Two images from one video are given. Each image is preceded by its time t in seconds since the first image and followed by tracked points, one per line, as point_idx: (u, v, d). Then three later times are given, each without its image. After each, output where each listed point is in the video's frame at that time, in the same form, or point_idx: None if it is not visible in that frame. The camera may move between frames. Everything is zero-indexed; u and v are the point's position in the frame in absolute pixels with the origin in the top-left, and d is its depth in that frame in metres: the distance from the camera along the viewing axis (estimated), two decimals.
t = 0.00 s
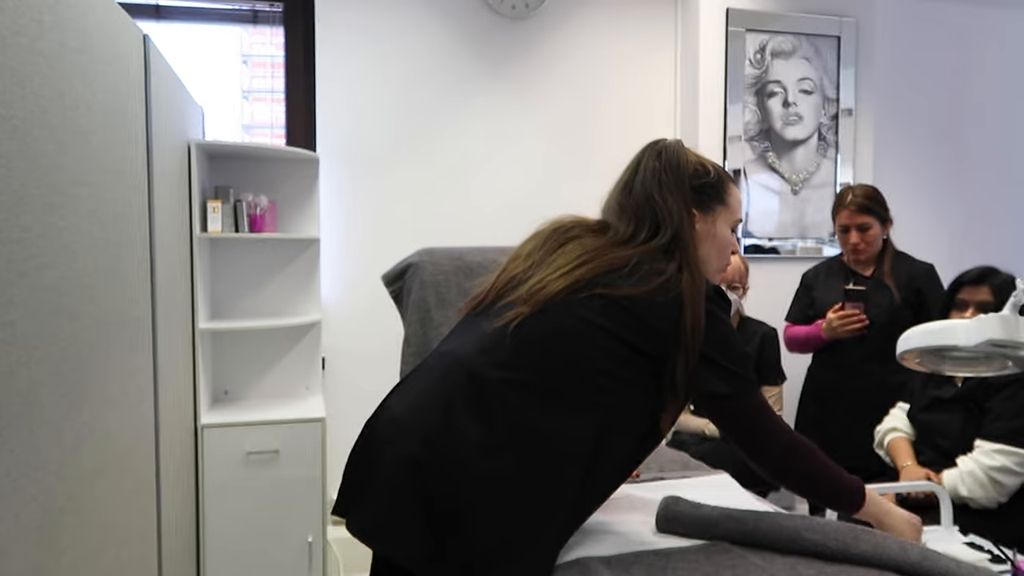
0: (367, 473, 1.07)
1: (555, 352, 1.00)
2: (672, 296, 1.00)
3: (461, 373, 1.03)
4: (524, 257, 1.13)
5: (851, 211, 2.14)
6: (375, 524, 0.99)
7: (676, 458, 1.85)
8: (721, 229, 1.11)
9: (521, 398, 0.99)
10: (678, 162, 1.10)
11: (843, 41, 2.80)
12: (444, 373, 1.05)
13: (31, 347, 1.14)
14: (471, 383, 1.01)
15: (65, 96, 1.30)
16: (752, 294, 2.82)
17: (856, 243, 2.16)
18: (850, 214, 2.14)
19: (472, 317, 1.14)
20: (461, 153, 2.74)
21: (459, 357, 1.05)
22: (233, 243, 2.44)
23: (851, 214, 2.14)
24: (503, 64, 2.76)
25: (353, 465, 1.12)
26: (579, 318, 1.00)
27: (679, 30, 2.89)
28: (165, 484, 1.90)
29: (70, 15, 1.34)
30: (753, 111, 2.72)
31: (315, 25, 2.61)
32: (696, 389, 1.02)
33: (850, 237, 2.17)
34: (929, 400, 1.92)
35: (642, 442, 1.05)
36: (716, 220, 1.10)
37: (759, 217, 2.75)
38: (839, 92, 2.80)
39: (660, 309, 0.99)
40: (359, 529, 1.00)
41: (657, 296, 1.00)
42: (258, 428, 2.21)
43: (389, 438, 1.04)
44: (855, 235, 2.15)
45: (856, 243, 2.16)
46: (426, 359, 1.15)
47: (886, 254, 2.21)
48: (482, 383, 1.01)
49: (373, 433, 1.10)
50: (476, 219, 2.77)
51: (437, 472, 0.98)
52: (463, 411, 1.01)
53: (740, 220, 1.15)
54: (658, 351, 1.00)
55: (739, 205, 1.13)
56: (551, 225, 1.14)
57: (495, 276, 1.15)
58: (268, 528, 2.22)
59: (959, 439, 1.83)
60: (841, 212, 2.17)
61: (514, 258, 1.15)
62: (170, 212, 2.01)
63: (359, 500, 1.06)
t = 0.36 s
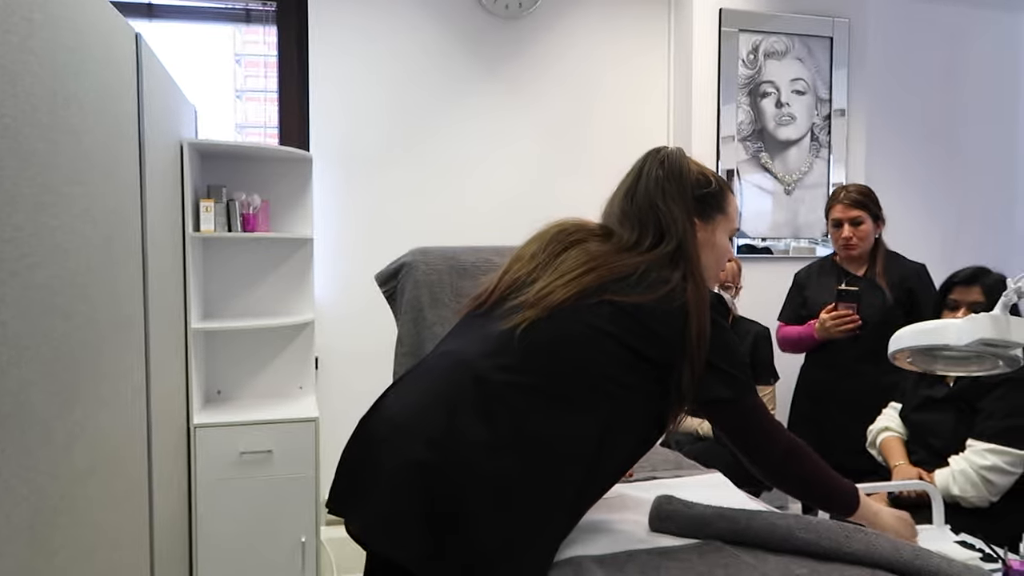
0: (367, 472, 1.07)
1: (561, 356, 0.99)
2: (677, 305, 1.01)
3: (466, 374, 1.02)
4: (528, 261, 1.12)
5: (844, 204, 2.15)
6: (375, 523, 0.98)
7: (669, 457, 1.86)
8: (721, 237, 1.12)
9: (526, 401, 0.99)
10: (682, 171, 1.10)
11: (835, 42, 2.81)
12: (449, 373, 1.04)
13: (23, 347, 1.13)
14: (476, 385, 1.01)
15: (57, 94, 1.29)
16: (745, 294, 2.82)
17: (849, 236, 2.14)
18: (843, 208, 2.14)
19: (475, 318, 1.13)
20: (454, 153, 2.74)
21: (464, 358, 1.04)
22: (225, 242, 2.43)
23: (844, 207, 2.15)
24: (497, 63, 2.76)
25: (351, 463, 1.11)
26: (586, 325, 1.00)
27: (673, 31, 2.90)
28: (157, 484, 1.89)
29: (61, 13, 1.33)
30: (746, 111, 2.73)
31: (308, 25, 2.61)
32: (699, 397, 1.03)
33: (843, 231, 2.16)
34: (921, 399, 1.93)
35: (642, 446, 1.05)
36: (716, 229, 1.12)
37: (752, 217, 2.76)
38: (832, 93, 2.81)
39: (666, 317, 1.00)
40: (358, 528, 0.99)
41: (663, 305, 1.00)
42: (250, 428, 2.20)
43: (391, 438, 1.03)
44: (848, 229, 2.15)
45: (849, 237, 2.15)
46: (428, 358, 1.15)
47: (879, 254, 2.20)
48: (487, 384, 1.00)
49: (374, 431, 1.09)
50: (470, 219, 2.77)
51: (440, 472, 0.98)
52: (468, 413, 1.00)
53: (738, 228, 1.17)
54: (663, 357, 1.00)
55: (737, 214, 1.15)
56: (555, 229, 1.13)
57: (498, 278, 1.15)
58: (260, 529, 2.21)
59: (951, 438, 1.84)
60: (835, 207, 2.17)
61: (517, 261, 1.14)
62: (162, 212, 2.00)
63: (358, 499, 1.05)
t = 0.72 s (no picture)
0: (342, 469, 1.06)
1: (538, 353, 0.99)
2: (653, 304, 1.02)
3: (442, 371, 1.02)
4: (504, 255, 1.12)
5: (819, 200, 2.18)
6: (350, 522, 0.97)
7: (645, 454, 1.87)
8: (698, 235, 1.13)
9: (502, 399, 0.99)
10: (660, 170, 1.11)
11: (811, 43, 2.84)
12: (426, 369, 1.03)
13: None
14: (452, 383, 1.00)
15: (29, 88, 1.28)
16: (722, 292, 2.84)
17: (822, 232, 2.16)
18: (816, 204, 2.17)
19: (452, 314, 1.12)
20: (432, 152, 2.73)
21: (440, 355, 1.04)
22: (203, 240, 2.42)
23: (819, 203, 2.17)
24: (477, 62, 2.76)
25: (326, 460, 1.10)
26: (563, 322, 1.00)
27: (651, 31, 2.91)
28: (131, 483, 1.87)
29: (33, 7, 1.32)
30: (724, 110, 2.75)
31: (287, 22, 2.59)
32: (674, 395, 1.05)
33: (816, 227, 2.18)
34: (893, 395, 1.95)
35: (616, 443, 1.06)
36: (693, 227, 1.13)
37: (729, 216, 2.78)
38: (808, 93, 2.84)
39: (642, 314, 1.00)
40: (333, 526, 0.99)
41: (639, 303, 1.01)
42: (227, 427, 2.19)
43: (366, 435, 1.03)
44: (821, 225, 2.17)
45: (822, 233, 2.17)
46: (404, 354, 1.14)
47: (853, 252, 2.22)
48: (463, 381, 1.00)
49: (349, 427, 1.08)
50: (449, 218, 2.77)
51: (415, 470, 0.98)
52: (444, 410, 1.00)
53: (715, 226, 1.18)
54: (639, 355, 1.01)
55: (714, 213, 1.16)
56: (532, 225, 1.13)
57: (475, 273, 1.14)
58: (237, 528, 2.20)
59: (922, 434, 1.87)
60: (809, 203, 2.20)
61: (493, 256, 1.14)
62: (137, 209, 1.98)
63: (333, 496, 1.05)
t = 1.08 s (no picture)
0: (290, 456, 1.04)
1: (485, 330, 0.99)
2: (600, 277, 1.02)
3: (389, 351, 1.01)
4: (450, 234, 1.09)
5: (776, 184, 2.20)
6: (298, 504, 0.96)
7: (603, 435, 1.89)
8: (646, 208, 1.13)
9: (447, 377, 0.98)
10: (608, 143, 1.10)
11: (770, 28, 2.87)
12: (372, 351, 1.02)
13: None
14: (399, 363, 0.99)
15: None
16: (682, 275, 2.87)
17: (778, 216, 2.20)
18: (772, 187, 2.20)
19: (398, 296, 1.11)
20: (390, 138, 2.71)
21: (386, 336, 1.03)
22: (158, 223, 2.37)
23: (775, 187, 2.20)
24: (439, 43, 2.73)
25: (277, 446, 1.08)
26: (510, 298, 0.99)
27: (612, 13, 2.91)
28: (84, 470, 1.84)
29: None
30: (684, 95, 2.77)
31: None
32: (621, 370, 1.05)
33: (772, 211, 2.22)
34: (845, 375, 1.98)
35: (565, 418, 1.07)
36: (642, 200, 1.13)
37: (690, 200, 2.80)
38: (766, 79, 2.87)
39: (588, 288, 1.01)
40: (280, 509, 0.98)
41: (585, 277, 1.01)
42: (184, 411, 2.16)
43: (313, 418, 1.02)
44: (777, 208, 2.20)
45: (778, 217, 2.20)
46: (351, 337, 1.12)
47: (808, 236, 2.25)
48: (409, 360, 0.99)
49: (296, 414, 1.07)
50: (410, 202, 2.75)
51: (361, 451, 0.97)
52: (390, 391, 0.99)
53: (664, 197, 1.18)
54: (586, 329, 1.02)
55: (663, 185, 1.16)
56: (479, 203, 1.11)
57: (420, 253, 1.12)
58: (196, 514, 2.17)
59: (873, 412, 1.91)
60: (766, 186, 2.22)
61: (439, 235, 1.12)
62: (88, 190, 1.94)
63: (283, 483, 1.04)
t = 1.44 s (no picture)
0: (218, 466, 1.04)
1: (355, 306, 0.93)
2: (474, 232, 0.94)
3: (275, 344, 0.99)
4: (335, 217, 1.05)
5: (713, 178, 2.24)
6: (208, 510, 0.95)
7: (543, 427, 1.90)
8: (532, 153, 1.08)
9: (326, 360, 0.94)
10: (478, 93, 1.04)
11: (708, 24, 2.91)
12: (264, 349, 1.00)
13: None
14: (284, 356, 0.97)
15: None
16: (625, 267, 2.91)
17: (715, 210, 2.24)
18: (709, 182, 2.24)
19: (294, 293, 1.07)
20: (330, 129, 2.66)
21: (274, 332, 1.01)
22: (87, 216, 2.29)
23: (712, 181, 2.24)
24: (379, 34, 2.70)
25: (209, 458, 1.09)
26: (380, 270, 0.93)
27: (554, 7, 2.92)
28: (6, 475, 1.76)
29: None
30: (625, 90, 2.79)
31: None
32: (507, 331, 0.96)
33: (709, 205, 2.26)
34: (778, 364, 2.04)
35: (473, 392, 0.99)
36: (527, 146, 1.07)
37: (632, 194, 2.84)
38: (705, 75, 2.92)
39: (460, 245, 0.93)
40: (184, 513, 0.96)
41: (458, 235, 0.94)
42: (115, 411, 2.09)
43: (211, 422, 1.00)
44: (714, 202, 2.24)
45: (715, 211, 2.24)
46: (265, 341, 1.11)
47: (744, 229, 2.30)
48: (291, 348, 0.97)
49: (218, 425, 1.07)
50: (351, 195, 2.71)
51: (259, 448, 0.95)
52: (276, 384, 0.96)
53: (553, 138, 1.12)
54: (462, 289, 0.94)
55: (548, 126, 1.10)
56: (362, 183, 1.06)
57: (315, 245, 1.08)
58: (130, 515, 2.11)
59: (803, 401, 1.97)
60: (704, 181, 2.26)
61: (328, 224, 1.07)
62: (8, 183, 1.85)
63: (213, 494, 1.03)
